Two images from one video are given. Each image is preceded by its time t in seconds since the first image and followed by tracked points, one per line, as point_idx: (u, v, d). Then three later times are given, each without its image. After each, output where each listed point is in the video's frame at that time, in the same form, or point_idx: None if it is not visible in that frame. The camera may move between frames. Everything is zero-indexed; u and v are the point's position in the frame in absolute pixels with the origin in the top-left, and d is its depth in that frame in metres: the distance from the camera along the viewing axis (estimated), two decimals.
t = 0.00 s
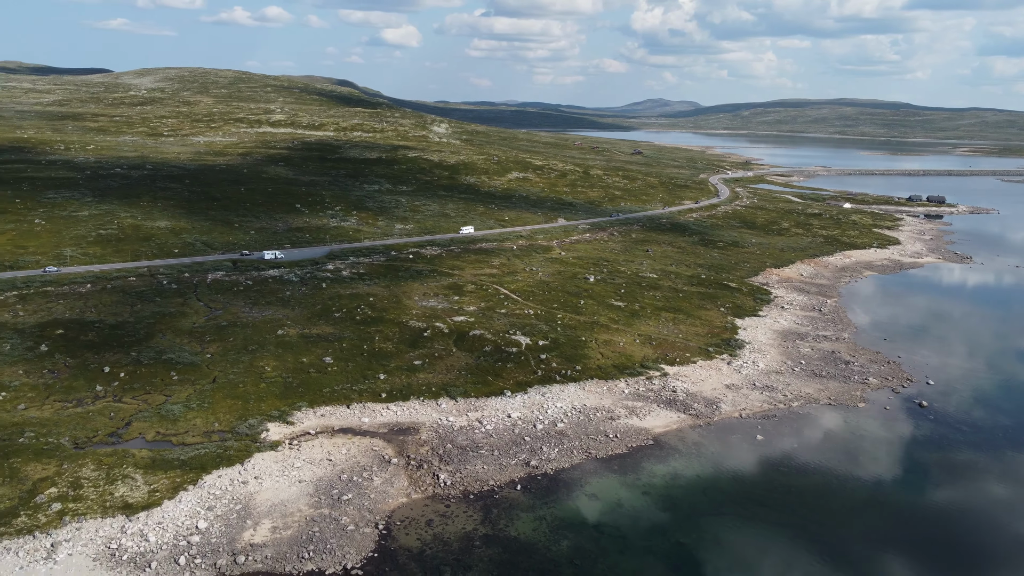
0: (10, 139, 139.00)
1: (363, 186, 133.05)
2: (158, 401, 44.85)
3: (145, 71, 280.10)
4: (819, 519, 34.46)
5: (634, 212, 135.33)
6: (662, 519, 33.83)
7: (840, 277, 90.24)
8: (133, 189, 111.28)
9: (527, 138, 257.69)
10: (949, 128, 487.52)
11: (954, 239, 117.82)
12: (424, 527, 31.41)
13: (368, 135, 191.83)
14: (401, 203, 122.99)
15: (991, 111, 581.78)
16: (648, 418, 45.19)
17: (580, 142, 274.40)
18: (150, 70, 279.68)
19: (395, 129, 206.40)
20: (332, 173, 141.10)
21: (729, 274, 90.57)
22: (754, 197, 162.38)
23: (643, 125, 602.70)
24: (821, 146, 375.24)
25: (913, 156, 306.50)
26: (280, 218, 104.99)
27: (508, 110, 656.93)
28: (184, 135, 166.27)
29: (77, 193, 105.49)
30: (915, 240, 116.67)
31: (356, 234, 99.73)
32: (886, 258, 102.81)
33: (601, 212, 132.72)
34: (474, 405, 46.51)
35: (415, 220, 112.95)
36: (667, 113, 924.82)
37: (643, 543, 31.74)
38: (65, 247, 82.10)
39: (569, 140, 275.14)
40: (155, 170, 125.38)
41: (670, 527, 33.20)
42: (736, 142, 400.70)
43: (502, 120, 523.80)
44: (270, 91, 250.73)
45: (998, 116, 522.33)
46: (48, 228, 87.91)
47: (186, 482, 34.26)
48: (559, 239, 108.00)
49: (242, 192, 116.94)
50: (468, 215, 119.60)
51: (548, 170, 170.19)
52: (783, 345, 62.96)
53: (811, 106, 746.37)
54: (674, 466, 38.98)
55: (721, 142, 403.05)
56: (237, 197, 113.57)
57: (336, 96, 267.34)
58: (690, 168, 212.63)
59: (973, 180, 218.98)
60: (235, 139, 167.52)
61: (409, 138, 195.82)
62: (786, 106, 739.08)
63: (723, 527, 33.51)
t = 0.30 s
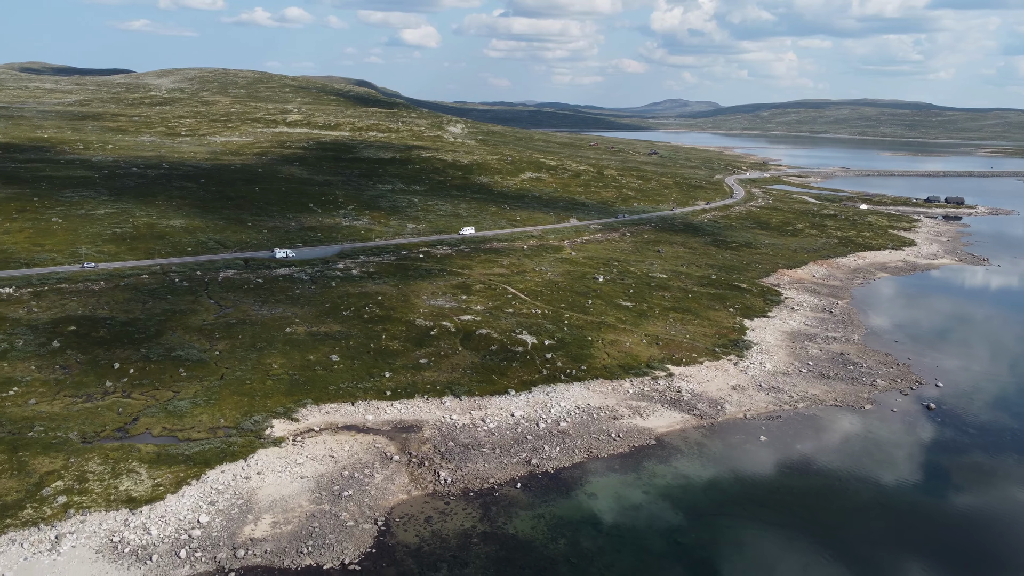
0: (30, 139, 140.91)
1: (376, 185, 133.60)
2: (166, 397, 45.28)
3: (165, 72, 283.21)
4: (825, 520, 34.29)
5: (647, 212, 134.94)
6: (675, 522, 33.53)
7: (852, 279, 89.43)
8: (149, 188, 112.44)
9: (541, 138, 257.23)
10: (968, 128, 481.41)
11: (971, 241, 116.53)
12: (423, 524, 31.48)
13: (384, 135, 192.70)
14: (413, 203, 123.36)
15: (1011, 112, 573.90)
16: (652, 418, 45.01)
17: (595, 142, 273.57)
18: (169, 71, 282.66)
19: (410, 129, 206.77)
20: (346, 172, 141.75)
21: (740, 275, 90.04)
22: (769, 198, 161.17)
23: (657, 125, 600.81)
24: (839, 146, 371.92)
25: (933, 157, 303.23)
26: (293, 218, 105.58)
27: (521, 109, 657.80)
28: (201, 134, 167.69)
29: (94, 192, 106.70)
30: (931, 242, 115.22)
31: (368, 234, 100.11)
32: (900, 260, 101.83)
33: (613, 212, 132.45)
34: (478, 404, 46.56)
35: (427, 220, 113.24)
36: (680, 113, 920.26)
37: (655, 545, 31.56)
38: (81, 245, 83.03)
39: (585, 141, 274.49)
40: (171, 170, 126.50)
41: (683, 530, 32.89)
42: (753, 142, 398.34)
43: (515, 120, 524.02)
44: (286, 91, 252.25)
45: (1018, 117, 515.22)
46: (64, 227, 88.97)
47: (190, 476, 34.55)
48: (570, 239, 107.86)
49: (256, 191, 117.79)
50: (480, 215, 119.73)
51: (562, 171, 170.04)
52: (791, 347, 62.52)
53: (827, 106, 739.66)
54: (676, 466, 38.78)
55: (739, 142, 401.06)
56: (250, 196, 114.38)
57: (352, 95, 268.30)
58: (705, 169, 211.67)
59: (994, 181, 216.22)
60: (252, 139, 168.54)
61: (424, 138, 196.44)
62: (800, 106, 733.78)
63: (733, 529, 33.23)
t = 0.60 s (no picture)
0: (50, 138, 142.86)
1: (389, 185, 134.08)
2: (173, 393, 45.69)
3: (184, 73, 286.32)
4: (834, 522, 34.03)
5: (660, 212, 134.50)
6: (691, 524, 33.33)
7: (865, 280, 88.64)
8: (164, 187, 113.53)
9: (555, 138, 256.76)
10: (987, 129, 475.57)
11: (989, 242, 115.20)
12: (421, 521, 31.56)
13: (399, 135, 193.42)
14: (425, 203, 123.66)
15: None
16: (655, 418, 44.86)
17: (609, 142, 272.69)
18: (188, 72, 285.62)
19: (425, 129, 207.10)
20: (360, 172, 142.34)
21: (751, 276, 89.52)
22: (784, 199, 159.96)
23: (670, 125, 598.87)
24: (857, 147, 368.66)
25: (954, 158, 300.00)
26: (306, 217, 106.16)
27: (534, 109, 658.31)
28: (218, 134, 169.15)
29: (110, 191, 107.89)
30: (948, 244, 113.82)
31: (379, 233, 100.46)
32: (914, 261, 100.84)
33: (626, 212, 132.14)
34: (481, 403, 46.63)
35: (438, 219, 113.51)
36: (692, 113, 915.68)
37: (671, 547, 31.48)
38: (95, 243, 83.90)
39: (600, 141, 273.79)
40: (186, 169, 127.58)
41: (699, 532, 32.69)
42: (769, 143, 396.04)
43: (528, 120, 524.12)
44: (301, 91, 253.65)
45: None
46: (80, 225, 90.03)
47: (193, 472, 34.83)
48: (580, 239, 107.74)
49: (269, 191, 118.55)
50: (492, 215, 119.82)
51: (575, 171, 169.80)
52: (799, 348, 62.08)
53: (842, 106, 732.18)
54: (677, 466, 38.64)
55: (755, 142, 399.26)
56: (264, 195, 115.13)
57: (367, 95, 269.23)
58: (719, 169, 210.65)
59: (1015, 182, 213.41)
60: (267, 139, 169.53)
61: (438, 138, 196.98)
62: (815, 107, 726.67)
63: (749, 530, 33.10)
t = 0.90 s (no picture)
0: (69, 138, 144.73)
1: (402, 185, 134.56)
2: (181, 389, 46.15)
3: (204, 74, 289.43)
4: (843, 524, 33.79)
5: (673, 213, 134.09)
6: (706, 526, 33.13)
7: (877, 282, 87.82)
8: (180, 186, 114.61)
9: (569, 138, 256.32)
10: (1007, 130, 469.31)
11: (1006, 244, 113.74)
12: (420, 518, 31.68)
13: (414, 135, 194.12)
14: (437, 202, 124.01)
15: None
16: (658, 418, 44.70)
17: (623, 142, 271.81)
18: (208, 73, 288.58)
19: (439, 130, 207.44)
20: (373, 172, 142.96)
21: (762, 277, 88.97)
22: (800, 200, 158.72)
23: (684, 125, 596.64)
24: (874, 148, 365.22)
25: (974, 159, 296.44)
26: (319, 216, 106.83)
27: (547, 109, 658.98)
28: (234, 134, 170.64)
29: (126, 190, 109.07)
30: (964, 246, 112.48)
31: (390, 233, 100.85)
32: (929, 263, 99.85)
33: (638, 213, 131.84)
34: (485, 401, 46.71)
35: (450, 219, 113.78)
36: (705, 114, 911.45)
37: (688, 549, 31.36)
38: (110, 242, 84.84)
39: (614, 141, 273.18)
40: (202, 169, 128.79)
41: (715, 536, 32.42)
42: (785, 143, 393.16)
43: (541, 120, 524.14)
44: (316, 91, 255.10)
45: None
46: (96, 223, 91.08)
47: (197, 467, 35.16)
48: (591, 239, 107.68)
49: (283, 190, 119.34)
50: (504, 215, 119.95)
51: (589, 171, 169.52)
52: (807, 349, 61.66)
53: (857, 107, 726.13)
54: (677, 466, 38.49)
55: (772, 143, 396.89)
56: (277, 195, 115.94)
57: (382, 95, 270.13)
58: (735, 170, 209.53)
59: None
60: (283, 139, 170.54)
61: (453, 138, 197.42)
62: (830, 107, 720.95)
63: (764, 532, 32.85)
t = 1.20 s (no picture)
0: (89, 137, 146.51)
1: (415, 185, 135.01)
2: (188, 386, 46.60)
3: (223, 74, 292.55)
4: (862, 528, 33.41)
5: (686, 213, 133.59)
6: (724, 528, 32.82)
7: (891, 284, 86.97)
8: (195, 185, 115.65)
9: (583, 138, 255.86)
10: None
11: None
12: (419, 515, 31.79)
13: (429, 135, 194.76)
14: (449, 202, 124.32)
15: None
16: (662, 418, 44.55)
17: (639, 142, 271.02)
18: (226, 73, 291.59)
19: (455, 130, 207.87)
20: (387, 172, 143.54)
21: (773, 278, 88.39)
22: (815, 200, 157.49)
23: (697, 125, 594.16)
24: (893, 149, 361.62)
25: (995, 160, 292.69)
26: (331, 215, 107.48)
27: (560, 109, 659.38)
28: (252, 134, 171.97)
29: (142, 189, 110.19)
30: (980, 248, 111.10)
31: (401, 232, 101.23)
32: (944, 265, 98.77)
33: (651, 213, 131.50)
34: (489, 400, 46.77)
35: (462, 219, 114.05)
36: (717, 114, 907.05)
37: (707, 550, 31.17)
38: (124, 240, 85.79)
39: (628, 141, 272.76)
40: (217, 168, 129.95)
41: (733, 538, 32.10)
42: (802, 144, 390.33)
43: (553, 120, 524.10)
44: (331, 91, 256.36)
45: None
46: (111, 222, 92.15)
47: (201, 462, 35.48)
48: (602, 239, 107.56)
49: (297, 189, 120.10)
50: (516, 215, 120.00)
51: (603, 171, 169.22)
52: (815, 350, 61.19)
53: (874, 106, 719.11)
54: (679, 466, 38.35)
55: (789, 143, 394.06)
56: (290, 194, 116.76)
57: (397, 95, 270.96)
58: (752, 171, 208.24)
59: None
60: (298, 138, 171.57)
61: (468, 138, 197.84)
62: (845, 108, 714.44)
63: (781, 534, 32.57)
